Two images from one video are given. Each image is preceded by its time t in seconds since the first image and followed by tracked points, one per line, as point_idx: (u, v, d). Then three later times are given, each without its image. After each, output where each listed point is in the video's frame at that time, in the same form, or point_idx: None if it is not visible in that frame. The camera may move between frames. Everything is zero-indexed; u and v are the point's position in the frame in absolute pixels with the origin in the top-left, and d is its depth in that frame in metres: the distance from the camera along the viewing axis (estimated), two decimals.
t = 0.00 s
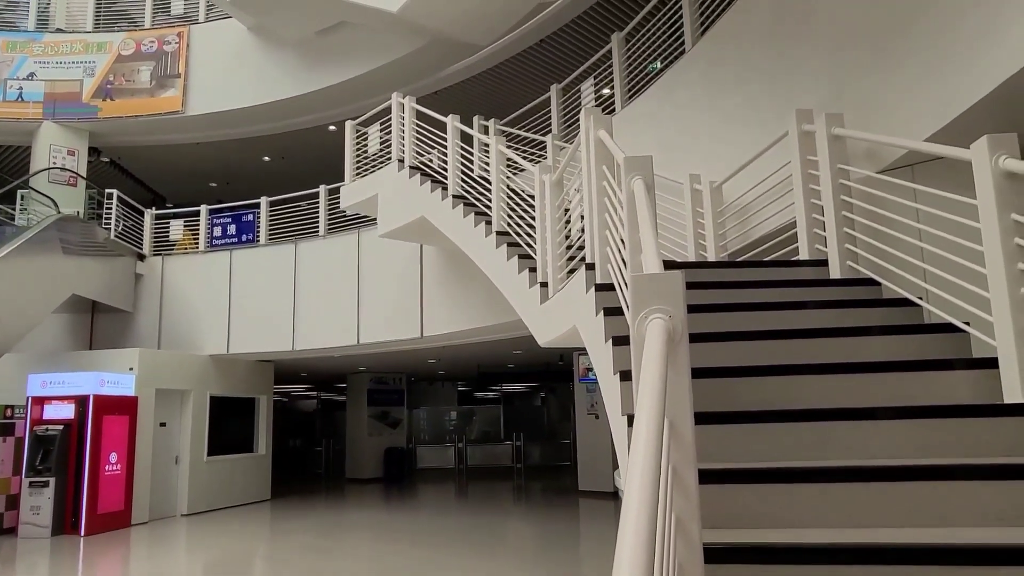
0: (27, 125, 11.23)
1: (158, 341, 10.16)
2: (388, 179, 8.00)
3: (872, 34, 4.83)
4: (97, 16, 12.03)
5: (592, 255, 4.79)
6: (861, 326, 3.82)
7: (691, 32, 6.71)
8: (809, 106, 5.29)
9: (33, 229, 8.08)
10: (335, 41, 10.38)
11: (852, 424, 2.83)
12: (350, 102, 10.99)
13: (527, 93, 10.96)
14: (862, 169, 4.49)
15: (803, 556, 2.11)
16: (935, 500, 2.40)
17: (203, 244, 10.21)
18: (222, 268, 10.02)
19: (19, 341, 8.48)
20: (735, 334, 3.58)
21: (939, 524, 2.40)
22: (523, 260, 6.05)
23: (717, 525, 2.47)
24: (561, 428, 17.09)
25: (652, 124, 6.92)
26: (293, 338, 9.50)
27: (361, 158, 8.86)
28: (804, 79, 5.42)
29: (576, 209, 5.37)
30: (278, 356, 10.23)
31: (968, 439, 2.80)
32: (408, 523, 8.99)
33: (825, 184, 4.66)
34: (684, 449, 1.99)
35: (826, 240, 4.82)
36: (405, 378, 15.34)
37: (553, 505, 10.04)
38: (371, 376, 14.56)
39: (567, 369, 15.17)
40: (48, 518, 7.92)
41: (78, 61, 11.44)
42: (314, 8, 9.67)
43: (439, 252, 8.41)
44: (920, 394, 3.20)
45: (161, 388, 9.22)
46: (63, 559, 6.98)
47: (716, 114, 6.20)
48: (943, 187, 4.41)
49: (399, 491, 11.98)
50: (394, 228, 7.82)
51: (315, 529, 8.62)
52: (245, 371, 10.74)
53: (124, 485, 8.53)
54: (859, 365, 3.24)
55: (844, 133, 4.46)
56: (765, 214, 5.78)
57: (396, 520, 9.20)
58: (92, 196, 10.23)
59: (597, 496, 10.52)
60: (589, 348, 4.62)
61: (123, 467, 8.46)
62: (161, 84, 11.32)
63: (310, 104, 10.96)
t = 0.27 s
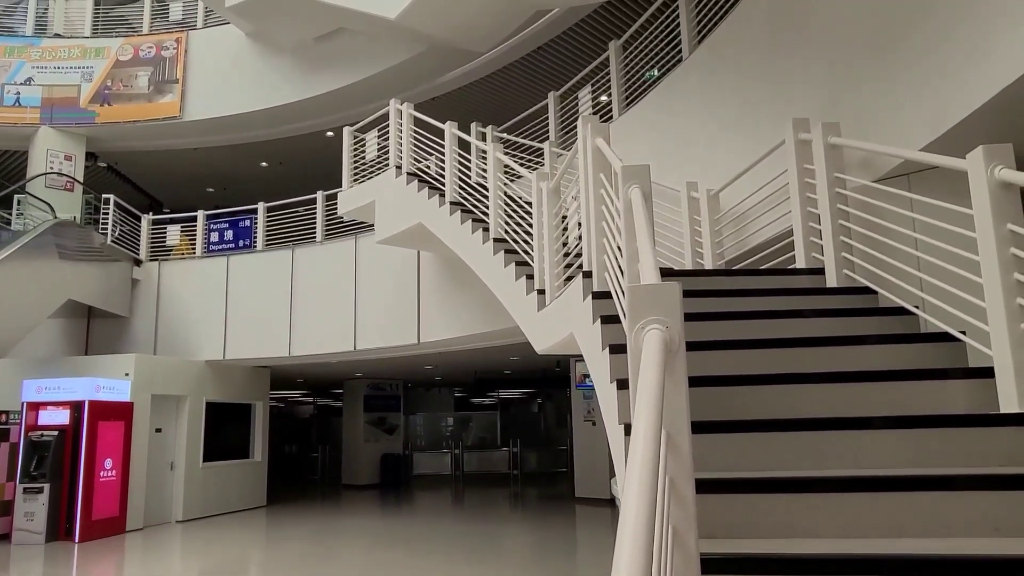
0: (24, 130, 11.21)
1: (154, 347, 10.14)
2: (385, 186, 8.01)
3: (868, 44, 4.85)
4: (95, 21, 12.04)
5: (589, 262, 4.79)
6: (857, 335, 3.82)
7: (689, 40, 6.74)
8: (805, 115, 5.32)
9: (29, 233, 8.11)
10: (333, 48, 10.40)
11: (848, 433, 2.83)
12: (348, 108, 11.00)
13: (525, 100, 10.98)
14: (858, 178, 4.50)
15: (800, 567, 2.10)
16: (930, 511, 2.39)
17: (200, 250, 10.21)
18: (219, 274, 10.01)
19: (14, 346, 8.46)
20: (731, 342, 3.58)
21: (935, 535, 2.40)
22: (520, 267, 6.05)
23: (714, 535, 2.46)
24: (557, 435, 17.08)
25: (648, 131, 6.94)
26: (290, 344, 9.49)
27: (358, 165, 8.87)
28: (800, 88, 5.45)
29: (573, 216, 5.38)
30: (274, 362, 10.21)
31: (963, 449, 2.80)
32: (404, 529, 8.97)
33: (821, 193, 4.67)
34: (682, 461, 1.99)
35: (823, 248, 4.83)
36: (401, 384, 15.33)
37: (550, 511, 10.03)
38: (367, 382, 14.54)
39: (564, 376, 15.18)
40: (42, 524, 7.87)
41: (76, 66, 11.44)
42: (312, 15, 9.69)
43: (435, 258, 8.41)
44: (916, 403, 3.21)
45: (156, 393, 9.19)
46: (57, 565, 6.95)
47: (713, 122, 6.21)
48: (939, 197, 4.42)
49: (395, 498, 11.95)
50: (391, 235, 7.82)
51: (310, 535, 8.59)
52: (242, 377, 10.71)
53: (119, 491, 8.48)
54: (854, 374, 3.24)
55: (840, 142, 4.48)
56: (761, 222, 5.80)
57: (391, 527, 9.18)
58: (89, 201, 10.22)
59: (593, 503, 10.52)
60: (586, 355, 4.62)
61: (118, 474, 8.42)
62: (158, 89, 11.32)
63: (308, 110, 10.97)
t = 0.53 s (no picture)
0: (22, 136, 11.21)
1: (151, 353, 10.11)
2: (384, 193, 8.01)
3: (864, 55, 4.88)
4: (95, 27, 12.05)
5: (587, 271, 4.80)
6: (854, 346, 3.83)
7: (687, 50, 6.77)
8: (802, 125, 5.34)
9: (25, 239, 8.04)
10: (332, 55, 10.42)
11: (845, 444, 2.84)
12: (347, 115, 11.02)
13: (524, 108, 11.01)
14: (855, 189, 4.52)
15: None
16: (928, 523, 2.39)
17: (198, 256, 10.20)
18: (216, 280, 10.00)
19: (11, 352, 8.43)
20: (729, 352, 3.58)
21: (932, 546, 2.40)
22: (518, 275, 6.06)
23: (712, 547, 2.46)
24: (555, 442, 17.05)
25: (647, 140, 6.97)
26: (287, 350, 9.47)
27: (357, 172, 8.87)
28: (797, 98, 5.47)
29: (572, 224, 5.39)
30: (271, 368, 10.19)
31: (959, 461, 2.81)
32: (400, 537, 8.93)
33: (818, 203, 4.69)
34: (680, 474, 1.99)
35: (820, 258, 4.84)
36: (399, 391, 15.32)
37: (547, 520, 10.00)
38: (364, 388, 14.51)
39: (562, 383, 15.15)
40: (37, 531, 7.88)
41: (75, 72, 11.44)
42: (312, 22, 9.72)
43: (433, 266, 8.41)
44: (912, 414, 3.22)
45: (153, 400, 9.16)
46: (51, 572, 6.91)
47: (711, 132, 6.24)
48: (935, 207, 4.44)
49: (391, 505, 11.91)
50: (390, 242, 7.82)
51: (306, 543, 8.54)
52: (238, 383, 10.68)
53: (115, 497, 8.46)
54: (851, 384, 3.25)
55: (838, 153, 4.50)
56: (759, 231, 5.81)
57: (387, 534, 9.15)
58: (87, 207, 10.20)
59: (590, 511, 10.49)
60: (584, 364, 4.62)
61: (113, 480, 8.39)
62: (157, 96, 11.33)
63: (307, 116, 10.98)
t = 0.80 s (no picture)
0: (24, 142, 11.23)
1: (150, 359, 10.11)
2: (385, 201, 8.02)
3: (865, 65, 4.90)
4: (97, 34, 12.08)
5: (587, 280, 4.81)
6: (854, 356, 3.83)
7: (687, 59, 6.80)
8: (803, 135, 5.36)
9: (25, 246, 8.05)
10: (333, 63, 10.44)
11: (846, 456, 2.83)
12: (348, 123, 11.05)
13: (524, 117, 11.04)
14: (856, 200, 4.53)
15: None
16: (931, 536, 2.38)
17: (199, 262, 10.22)
18: (216, 287, 10.00)
19: (10, 358, 8.41)
20: (729, 363, 3.58)
21: (936, 560, 2.38)
22: (518, 283, 6.07)
23: (713, 559, 2.45)
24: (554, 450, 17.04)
25: (647, 150, 6.99)
26: (286, 357, 9.47)
27: (357, 180, 8.89)
28: (797, 108, 5.49)
29: (572, 233, 5.40)
30: (271, 376, 10.18)
31: (960, 472, 2.80)
32: (398, 545, 8.92)
33: (819, 213, 4.70)
34: (682, 488, 1.99)
35: (820, 268, 4.85)
36: (398, 398, 15.34)
37: (545, 528, 9.99)
38: (363, 396, 14.50)
39: (561, 391, 15.16)
40: (34, 538, 7.79)
41: (76, 79, 11.46)
42: (313, 30, 9.75)
43: (434, 274, 8.43)
44: (913, 425, 3.22)
45: (152, 407, 9.15)
46: None
47: (711, 142, 6.25)
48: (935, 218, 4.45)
49: (390, 513, 11.89)
50: (390, 250, 7.83)
51: (304, 551, 8.52)
52: (238, 391, 10.67)
53: (113, 505, 8.44)
54: (852, 395, 3.25)
55: (838, 163, 4.51)
56: (759, 241, 5.82)
57: (386, 542, 9.13)
58: (88, 213, 10.22)
59: (589, 520, 10.50)
60: (585, 374, 4.62)
61: (112, 487, 8.37)
62: (159, 103, 11.36)
63: (308, 124, 11.00)
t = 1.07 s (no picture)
0: (27, 149, 11.26)
1: (151, 366, 10.11)
2: (387, 208, 8.03)
3: (866, 75, 4.91)
4: (101, 42, 12.12)
5: (590, 289, 4.82)
6: (857, 366, 3.83)
7: (689, 68, 6.82)
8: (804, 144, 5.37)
9: (26, 253, 8.06)
10: (335, 70, 10.47)
11: (849, 466, 2.83)
12: (350, 130, 11.08)
13: (526, 124, 11.06)
14: (857, 209, 4.53)
15: None
16: (936, 547, 2.36)
17: (200, 269, 10.22)
18: (218, 294, 10.01)
19: (11, 365, 8.40)
20: (733, 372, 3.58)
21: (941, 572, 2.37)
22: (520, 291, 6.08)
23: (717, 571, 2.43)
24: (554, 457, 17.01)
25: (649, 158, 7.01)
26: (287, 364, 9.47)
27: (359, 187, 8.90)
28: (799, 118, 5.51)
29: (574, 242, 5.41)
30: (271, 383, 10.18)
31: (964, 483, 2.80)
32: (398, 553, 8.91)
33: (821, 222, 4.70)
34: (686, 500, 1.99)
35: (822, 277, 4.85)
36: (399, 405, 15.35)
37: (546, 536, 9.97)
38: (364, 403, 14.50)
39: (562, 398, 15.14)
40: (34, 545, 7.80)
41: (79, 86, 11.49)
42: (316, 38, 9.79)
43: (435, 281, 8.43)
44: (915, 435, 3.21)
45: (152, 413, 9.14)
46: None
47: (713, 151, 6.27)
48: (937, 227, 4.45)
49: (390, 520, 11.86)
50: (392, 257, 7.84)
51: (304, 559, 8.49)
52: (238, 397, 10.66)
53: (113, 512, 8.43)
54: (855, 405, 3.24)
55: (840, 172, 4.51)
56: (760, 249, 5.83)
57: (386, 550, 9.11)
58: (90, 220, 10.24)
59: (590, 528, 10.48)
60: (587, 382, 4.62)
61: (112, 494, 8.37)
62: (162, 110, 11.39)
63: (310, 132, 11.03)
